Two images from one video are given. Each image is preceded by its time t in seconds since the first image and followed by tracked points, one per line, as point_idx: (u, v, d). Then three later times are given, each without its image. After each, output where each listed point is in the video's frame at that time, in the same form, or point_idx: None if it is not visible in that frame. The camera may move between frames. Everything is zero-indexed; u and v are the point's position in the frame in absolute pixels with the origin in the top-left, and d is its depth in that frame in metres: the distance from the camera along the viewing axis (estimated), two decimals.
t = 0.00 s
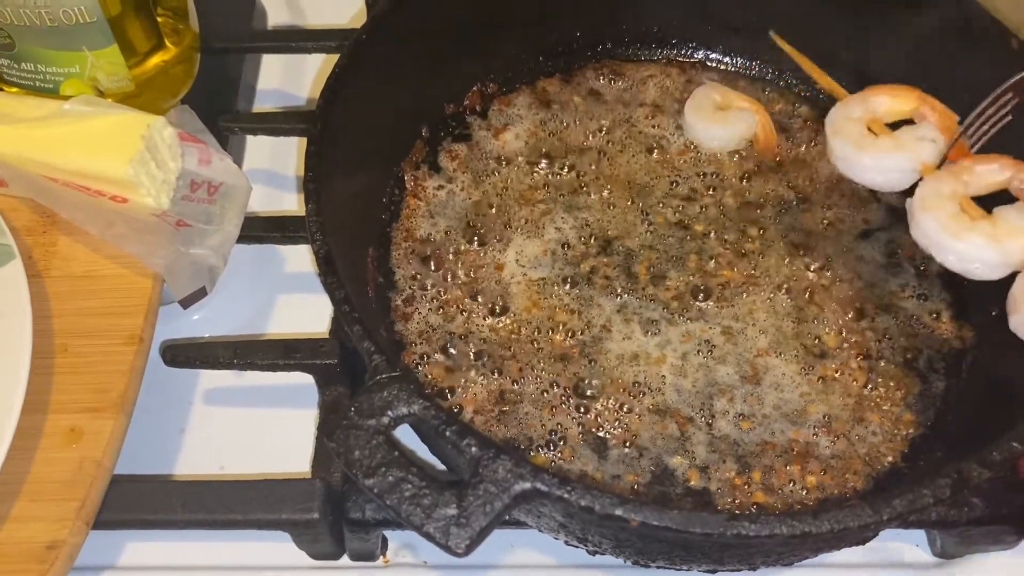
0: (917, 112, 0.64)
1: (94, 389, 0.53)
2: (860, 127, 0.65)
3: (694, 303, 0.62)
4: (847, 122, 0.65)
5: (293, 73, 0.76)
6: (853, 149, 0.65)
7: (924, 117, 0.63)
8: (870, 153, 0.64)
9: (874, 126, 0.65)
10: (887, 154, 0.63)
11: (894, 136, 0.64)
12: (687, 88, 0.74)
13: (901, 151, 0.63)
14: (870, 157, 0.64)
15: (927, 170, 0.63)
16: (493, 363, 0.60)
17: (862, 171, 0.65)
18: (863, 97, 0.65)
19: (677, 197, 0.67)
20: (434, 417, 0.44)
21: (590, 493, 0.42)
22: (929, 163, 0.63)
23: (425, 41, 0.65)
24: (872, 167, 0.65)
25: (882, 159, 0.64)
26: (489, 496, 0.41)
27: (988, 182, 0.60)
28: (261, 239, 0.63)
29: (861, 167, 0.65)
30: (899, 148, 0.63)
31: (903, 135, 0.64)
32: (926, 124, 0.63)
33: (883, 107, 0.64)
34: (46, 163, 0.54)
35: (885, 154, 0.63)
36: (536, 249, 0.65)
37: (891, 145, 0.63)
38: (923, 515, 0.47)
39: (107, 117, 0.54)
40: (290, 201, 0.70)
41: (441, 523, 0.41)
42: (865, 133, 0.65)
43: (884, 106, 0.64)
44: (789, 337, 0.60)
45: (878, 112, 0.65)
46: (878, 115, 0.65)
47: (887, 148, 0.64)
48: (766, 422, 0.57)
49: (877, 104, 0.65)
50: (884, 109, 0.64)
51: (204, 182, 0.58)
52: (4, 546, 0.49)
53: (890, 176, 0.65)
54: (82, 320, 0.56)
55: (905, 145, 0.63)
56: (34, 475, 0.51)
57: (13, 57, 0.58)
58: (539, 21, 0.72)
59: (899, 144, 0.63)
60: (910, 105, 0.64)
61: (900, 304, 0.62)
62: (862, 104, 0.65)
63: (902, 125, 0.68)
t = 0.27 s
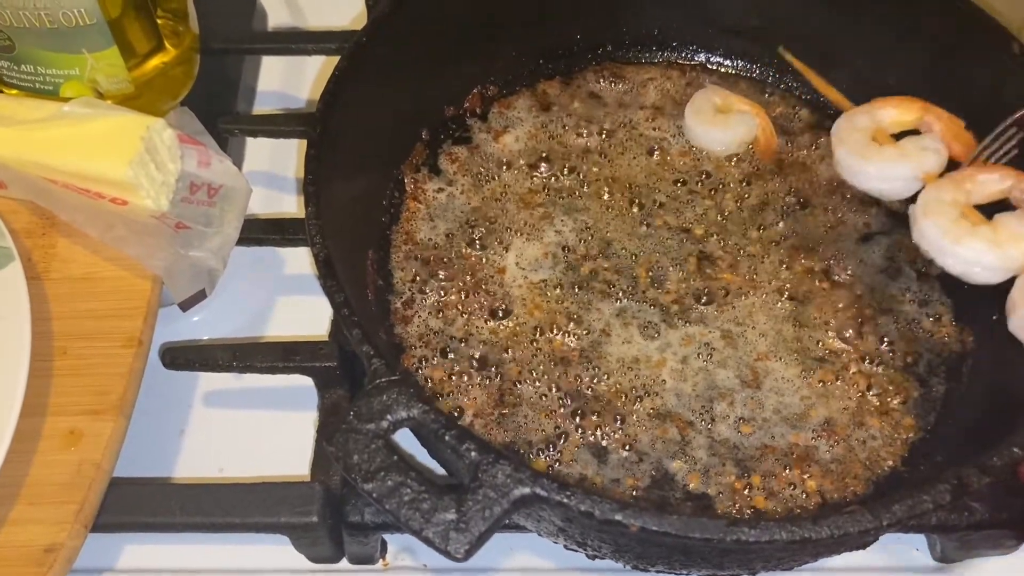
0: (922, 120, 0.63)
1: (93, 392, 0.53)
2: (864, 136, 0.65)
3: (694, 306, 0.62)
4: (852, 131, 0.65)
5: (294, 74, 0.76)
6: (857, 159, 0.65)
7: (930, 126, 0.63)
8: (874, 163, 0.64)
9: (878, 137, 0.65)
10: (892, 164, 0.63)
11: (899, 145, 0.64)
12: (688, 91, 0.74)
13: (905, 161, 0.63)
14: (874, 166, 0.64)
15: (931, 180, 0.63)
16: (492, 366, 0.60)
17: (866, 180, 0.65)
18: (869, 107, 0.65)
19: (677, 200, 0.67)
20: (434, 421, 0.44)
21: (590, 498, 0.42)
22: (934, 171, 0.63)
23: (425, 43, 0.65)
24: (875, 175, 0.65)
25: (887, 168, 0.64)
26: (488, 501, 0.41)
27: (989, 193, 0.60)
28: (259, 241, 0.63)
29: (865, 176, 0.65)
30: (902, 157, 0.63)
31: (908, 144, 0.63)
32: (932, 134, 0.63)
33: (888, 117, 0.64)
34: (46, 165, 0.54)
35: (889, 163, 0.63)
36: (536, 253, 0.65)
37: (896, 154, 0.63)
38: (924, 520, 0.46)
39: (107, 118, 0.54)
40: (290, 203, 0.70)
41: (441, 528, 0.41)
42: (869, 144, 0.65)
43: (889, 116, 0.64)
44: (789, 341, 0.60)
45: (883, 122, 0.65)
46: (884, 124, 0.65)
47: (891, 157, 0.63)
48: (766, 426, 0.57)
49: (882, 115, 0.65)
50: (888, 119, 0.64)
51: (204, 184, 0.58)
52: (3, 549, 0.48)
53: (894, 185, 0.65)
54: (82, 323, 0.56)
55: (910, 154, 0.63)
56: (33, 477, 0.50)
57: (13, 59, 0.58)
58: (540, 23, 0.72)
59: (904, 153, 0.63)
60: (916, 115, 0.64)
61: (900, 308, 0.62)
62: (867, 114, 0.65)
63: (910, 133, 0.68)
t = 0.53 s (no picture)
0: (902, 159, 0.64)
1: (92, 392, 0.53)
2: (844, 171, 0.64)
3: (695, 308, 0.62)
4: (832, 166, 0.64)
5: (294, 75, 0.76)
6: (839, 194, 0.63)
7: (909, 164, 0.63)
8: (856, 198, 0.62)
9: (859, 172, 0.64)
10: (873, 199, 0.62)
11: (878, 181, 0.63)
12: (689, 92, 0.74)
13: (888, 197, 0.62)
14: (857, 201, 0.63)
15: (911, 217, 0.62)
16: (493, 368, 0.60)
17: (849, 216, 0.64)
18: (848, 144, 0.65)
19: (678, 202, 0.67)
20: (434, 423, 0.44)
21: (590, 501, 0.41)
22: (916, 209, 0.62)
23: (426, 44, 0.65)
24: (857, 212, 0.63)
25: (868, 204, 0.62)
26: (487, 504, 0.41)
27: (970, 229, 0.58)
28: (260, 242, 0.63)
29: (847, 212, 0.64)
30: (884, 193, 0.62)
31: (887, 180, 0.63)
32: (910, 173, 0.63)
33: (869, 154, 0.64)
34: (45, 165, 0.54)
35: (871, 199, 0.62)
36: (536, 254, 0.65)
37: (876, 189, 0.62)
38: (925, 524, 0.46)
39: (108, 119, 0.54)
40: (290, 204, 0.69)
41: (440, 531, 0.41)
42: (850, 178, 0.63)
43: (869, 152, 0.64)
44: (790, 343, 0.60)
45: (863, 158, 0.64)
46: (862, 160, 0.64)
47: (873, 192, 0.62)
48: (766, 428, 0.57)
49: (863, 150, 0.64)
50: (871, 155, 0.64)
51: (204, 185, 0.58)
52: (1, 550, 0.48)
53: (874, 221, 0.63)
54: (81, 323, 0.56)
55: (889, 190, 0.62)
56: (32, 478, 0.50)
57: (13, 59, 0.58)
58: (540, 24, 0.71)
59: (884, 189, 0.62)
60: (895, 152, 0.63)
61: (901, 310, 0.62)
62: (844, 150, 0.64)
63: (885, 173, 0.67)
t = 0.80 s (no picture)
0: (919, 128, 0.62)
1: (94, 394, 0.53)
2: (863, 144, 0.64)
3: (695, 311, 0.62)
4: (850, 138, 0.64)
5: (295, 77, 0.76)
6: (857, 167, 0.64)
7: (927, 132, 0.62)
8: (873, 172, 0.63)
9: (877, 144, 0.64)
10: (891, 172, 0.62)
11: (897, 153, 0.63)
12: (689, 95, 0.74)
13: (905, 171, 0.62)
14: (875, 173, 0.63)
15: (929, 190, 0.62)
16: (493, 370, 0.60)
17: (867, 187, 0.64)
18: (866, 114, 0.64)
19: (679, 205, 0.67)
20: (434, 426, 0.44)
21: (590, 504, 0.41)
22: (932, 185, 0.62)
23: (427, 47, 0.65)
24: (875, 183, 0.64)
25: (886, 176, 0.63)
26: (488, 507, 0.41)
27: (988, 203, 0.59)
28: (261, 244, 0.63)
29: (865, 184, 0.64)
30: (902, 166, 0.62)
31: (906, 152, 0.63)
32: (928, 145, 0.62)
33: (886, 124, 0.63)
34: (47, 167, 0.54)
35: (889, 172, 0.63)
36: (537, 257, 0.65)
37: (894, 163, 0.63)
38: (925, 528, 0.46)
39: (110, 121, 0.54)
40: (291, 206, 0.70)
41: (441, 534, 0.41)
42: (869, 150, 0.64)
43: (886, 123, 0.63)
44: (790, 346, 0.60)
45: (881, 129, 0.63)
46: (880, 131, 0.64)
47: (891, 165, 0.63)
48: (766, 432, 0.57)
49: (880, 122, 0.63)
50: (888, 126, 0.63)
51: (205, 187, 0.58)
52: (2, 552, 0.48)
53: (893, 192, 0.64)
54: (83, 325, 0.56)
55: (908, 164, 0.62)
56: (33, 480, 0.50)
57: (15, 61, 0.58)
58: (540, 26, 0.72)
59: (902, 162, 0.62)
60: (913, 121, 0.62)
61: (900, 314, 0.62)
62: (861, 121, 0.64)
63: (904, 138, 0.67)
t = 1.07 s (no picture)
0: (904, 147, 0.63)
1: (93, 393, 0.53)
2: (848, 164, 0.64)
3: (694, 311, 0.62)
4: (836, 158, 0.65)
5: (296, 76, 0.77)
6: (842, 187, 0.64)
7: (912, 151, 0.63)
8: (858, 191, 0.63)
9: (862, 165, 0.64)
10: (876, 193, 0.62)
11: (881, 174, 0.63)
12: (689, 95, 0.74)
13: (890, 190, 0.62)
14: (860, 193, 0.63)
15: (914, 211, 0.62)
16: (493, 370, 0.60)
17: (852, 207, 0.64)
18: (851, 136, 0.65)
19: (678, 205, 0.67)
20: (434, 426, 0.44)
21: (589, 504, 0.42)
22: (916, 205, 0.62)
23: (427, 46, 0.65)
24: (860, 204, 0.64)
25: (871, 197, 0.63)
26: (487, 506, 0.41)
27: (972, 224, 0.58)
28: (262, 244, 0.63)
29: (849, 204, 0.64)
30: (886, 186, 0.62)
31: (890, 173, 0.63)
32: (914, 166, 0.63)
33: (872, 145, 0.64)
34: (47, 166, 0.54)
35: (874, 192, 0.63)
36: (537, 257, 0.65)
37: (878, 183, 0.63)
38: (923, 528, 0.46)
39: (110, 120, 0.54)
40: (292, 205, 0.70)
41: (440, 533, 0.41)
42: (854, 171, 0.64)
43: (872, 144, 0.64)
44: (789, 346, 0.60)
45: (866, 149, 0.64)
46: (865, 151, 0.64)
47: (876, 186, 0.63)
48: (765, 432, 0.57)
49: (865, 143, 0.64)
50: (874, 146, 0.64)
51: (205, 186, 0.58)
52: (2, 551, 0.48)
53: (877, 214, 0.64)
54: (83, 324, 0.56)
55: (892, 183, 0.62)
56: (33, 479, 0.50)
57: (15, 61, 0.58)
58: (540, 27, 0.72)
59: (885, 182, 0.62)
60: (898, 141, 0.63)
61: (900, 314, 0.62)
62: (847, 142, 0.65)
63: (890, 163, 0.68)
